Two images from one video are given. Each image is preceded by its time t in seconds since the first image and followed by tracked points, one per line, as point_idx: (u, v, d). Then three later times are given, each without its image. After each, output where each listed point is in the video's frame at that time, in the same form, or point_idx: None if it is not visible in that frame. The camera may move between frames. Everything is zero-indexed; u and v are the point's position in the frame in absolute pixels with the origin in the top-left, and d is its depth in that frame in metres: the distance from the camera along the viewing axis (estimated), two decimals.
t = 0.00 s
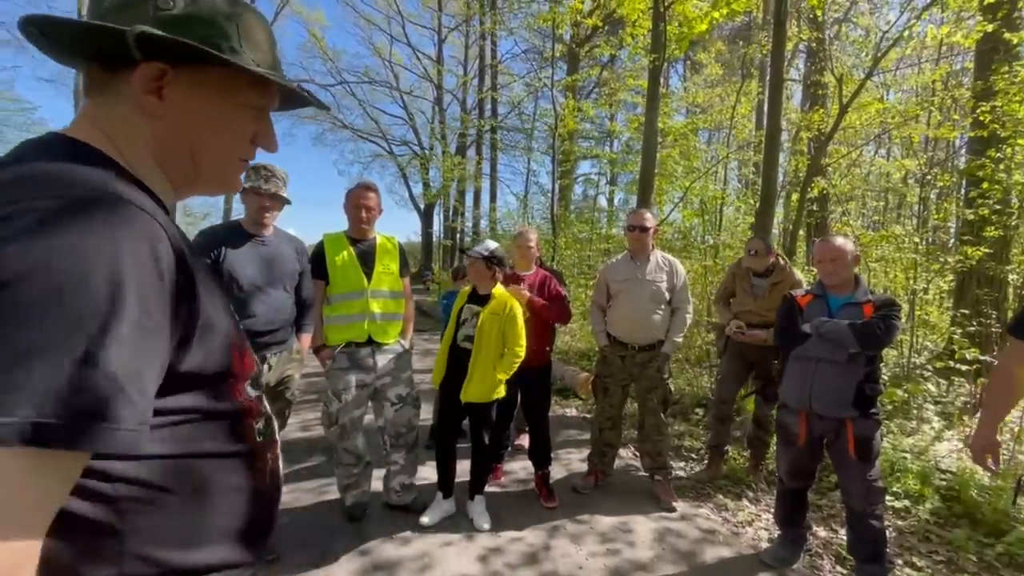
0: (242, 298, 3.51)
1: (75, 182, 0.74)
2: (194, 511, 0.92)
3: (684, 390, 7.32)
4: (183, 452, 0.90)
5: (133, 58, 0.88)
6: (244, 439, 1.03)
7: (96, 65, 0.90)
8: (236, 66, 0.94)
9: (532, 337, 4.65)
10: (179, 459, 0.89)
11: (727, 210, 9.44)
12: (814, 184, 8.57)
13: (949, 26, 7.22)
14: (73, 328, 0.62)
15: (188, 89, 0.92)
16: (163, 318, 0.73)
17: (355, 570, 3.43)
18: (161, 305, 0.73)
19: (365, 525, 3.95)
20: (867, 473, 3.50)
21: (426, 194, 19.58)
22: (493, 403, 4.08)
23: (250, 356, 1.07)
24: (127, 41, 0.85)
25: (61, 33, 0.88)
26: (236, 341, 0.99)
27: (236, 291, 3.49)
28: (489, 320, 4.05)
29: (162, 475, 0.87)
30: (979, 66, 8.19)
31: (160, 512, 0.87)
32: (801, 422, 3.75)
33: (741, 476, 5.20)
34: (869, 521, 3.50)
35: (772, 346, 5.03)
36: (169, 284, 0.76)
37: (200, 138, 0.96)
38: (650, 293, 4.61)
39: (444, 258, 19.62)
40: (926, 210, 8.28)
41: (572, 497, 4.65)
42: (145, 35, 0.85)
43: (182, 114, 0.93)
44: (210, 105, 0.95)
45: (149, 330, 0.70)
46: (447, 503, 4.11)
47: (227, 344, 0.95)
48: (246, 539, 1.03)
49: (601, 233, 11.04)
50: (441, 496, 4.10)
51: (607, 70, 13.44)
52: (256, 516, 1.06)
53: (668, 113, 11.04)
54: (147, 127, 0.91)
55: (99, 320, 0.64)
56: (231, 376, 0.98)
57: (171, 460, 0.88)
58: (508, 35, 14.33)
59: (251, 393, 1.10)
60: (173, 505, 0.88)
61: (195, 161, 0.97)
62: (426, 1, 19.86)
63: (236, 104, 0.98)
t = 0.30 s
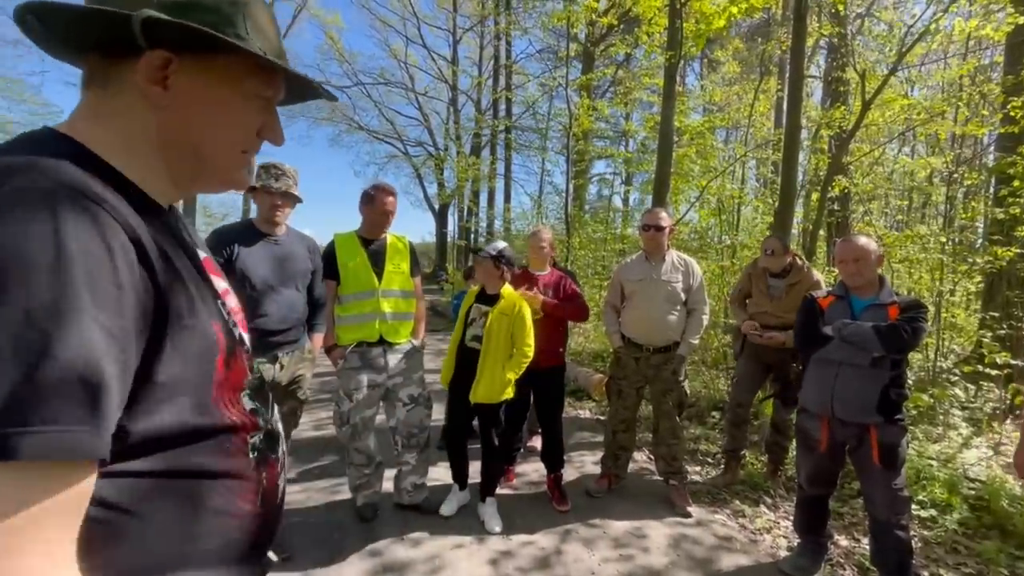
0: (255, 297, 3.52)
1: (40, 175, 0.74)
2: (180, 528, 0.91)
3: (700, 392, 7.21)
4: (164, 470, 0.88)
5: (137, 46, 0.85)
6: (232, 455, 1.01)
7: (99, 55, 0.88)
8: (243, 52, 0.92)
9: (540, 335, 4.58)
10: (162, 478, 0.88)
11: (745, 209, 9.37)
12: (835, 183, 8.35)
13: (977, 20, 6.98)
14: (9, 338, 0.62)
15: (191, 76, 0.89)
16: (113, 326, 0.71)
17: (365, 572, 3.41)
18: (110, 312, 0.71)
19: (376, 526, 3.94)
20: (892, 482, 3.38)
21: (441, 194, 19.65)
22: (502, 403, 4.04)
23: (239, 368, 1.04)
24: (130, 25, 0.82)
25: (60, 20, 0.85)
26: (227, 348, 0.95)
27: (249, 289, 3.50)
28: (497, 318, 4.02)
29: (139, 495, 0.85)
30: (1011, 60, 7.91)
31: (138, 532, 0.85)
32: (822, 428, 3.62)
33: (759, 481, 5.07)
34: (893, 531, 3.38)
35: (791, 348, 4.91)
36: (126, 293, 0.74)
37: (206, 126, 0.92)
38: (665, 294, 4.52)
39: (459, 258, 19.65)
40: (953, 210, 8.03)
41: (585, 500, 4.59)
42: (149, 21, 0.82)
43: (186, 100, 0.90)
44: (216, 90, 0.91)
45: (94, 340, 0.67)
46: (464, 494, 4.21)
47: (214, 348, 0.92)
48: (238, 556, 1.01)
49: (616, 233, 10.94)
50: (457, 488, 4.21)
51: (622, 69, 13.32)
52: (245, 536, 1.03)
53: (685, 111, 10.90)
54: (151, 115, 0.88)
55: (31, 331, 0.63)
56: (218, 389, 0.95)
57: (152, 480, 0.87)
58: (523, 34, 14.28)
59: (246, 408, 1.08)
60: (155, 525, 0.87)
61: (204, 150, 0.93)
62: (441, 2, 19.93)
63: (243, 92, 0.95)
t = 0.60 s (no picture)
0: (274, 297, 3.53)
1: (70, 160, 0.71)
2: (199, 532, 0.86)
3: (725, 397, 7.05)
4: (180, 471, 0.82)
5: (170, 38, 0.83)
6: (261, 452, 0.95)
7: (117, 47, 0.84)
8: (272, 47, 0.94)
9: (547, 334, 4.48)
10: (175, 478, 0.81)
11: (771, 208, 9.13)
12: (867, 181, 8.06)
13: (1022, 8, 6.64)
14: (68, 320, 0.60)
15: (222, 69, 0.89)
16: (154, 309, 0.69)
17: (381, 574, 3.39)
18: (151, 295, 0.69)
19: (393, 527, 3.91)
20: (932, 495, 3.21)
21: (461, 195, 19.74)
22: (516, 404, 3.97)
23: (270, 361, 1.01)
24: (169, 19, 0.81)
25: (76, 15, 0.82)
26: (254, 336, 0.92)
27: (268, 289, 3.51)
28: (505, 317, 3.97)
29: (155, 496, 0.80)
30: None
31: (164, 532, 0.82)
32: (855, 437, 3.46)
33: (787, 490, 4.90)
34: (933, 548, 3.20)
35: (821, 352, 4.73)
36: (166, 274, 0.73)
37: (238, 120, 0.92)
38: (690, 295, 4.40)
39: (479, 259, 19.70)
40: (995, 209, 7.65)
41: (605, 506, 4.49)
42: (192, 14, 0.82)
43: (217, 94, 0.88)
44: (248, 83, 0.92)
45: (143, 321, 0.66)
46: (483, 499, 4.16)
47: (243, 338, 0.89)
48: (263, 560, 0.96)
49: (637, 233, 10.80)
50: (478, 491, 4.16)
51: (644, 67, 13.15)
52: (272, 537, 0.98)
53: (709, 109, 10.69)
54: (180, 109, 0.86)
55: (84, 312, 0.61)
56: (254, 382, 0.92)
57: (165, 480, 0.81)
58: (544, 34, 14.21)
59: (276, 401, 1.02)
60: (172, 527, 0.82)
61: (231, 145, 0.92)
62: (462, 4, 20.02)
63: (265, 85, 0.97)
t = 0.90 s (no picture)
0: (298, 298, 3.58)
1: (178, 175, 0.87)
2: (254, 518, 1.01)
3: (756, 402, 6.87)
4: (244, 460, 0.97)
5: (248, 65, 1.00)
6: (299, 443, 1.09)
7: (198, 71, 0.99)
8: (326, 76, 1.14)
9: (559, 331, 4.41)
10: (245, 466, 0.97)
11: (806, 208, 8.82)
12: (908, 179, 7.68)
13: None
14: (193, 312, 0.77)
15: (288, 91, 1.07)
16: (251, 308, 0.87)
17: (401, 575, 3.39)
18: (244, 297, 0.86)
19: (414, 529, 3.91)
20: (982, 513, 3.04)
21: (487, 196, 19.78)
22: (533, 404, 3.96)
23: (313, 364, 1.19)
24: (257, 48, 0.99)
25: (164, 46, 0.97)
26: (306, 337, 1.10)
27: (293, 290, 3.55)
28: (519, 318, 3.95)
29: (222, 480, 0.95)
30: None
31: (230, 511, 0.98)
32: (896, 450, 3.26)
33: (821, 501, 4.70)
34: (983, 570, 3.02)
35: (857, 358, 4.53)
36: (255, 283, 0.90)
37: (299, 133, 1.10)
38: (718, 298, 4.26)
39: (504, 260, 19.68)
40: None
41: (629, 513, 4.39)
42: (275, 45, 1.01)
43: (283, 111, 1.06)
44: (305, 103, 1.11)
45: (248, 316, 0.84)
46: (504, 502, 4.13)
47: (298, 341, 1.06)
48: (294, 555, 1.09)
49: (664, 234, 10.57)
50: (499, 495, 4.13)
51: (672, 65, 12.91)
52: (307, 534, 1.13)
53: (740, 106, 10.40)
54: (252, 125, 1.03)
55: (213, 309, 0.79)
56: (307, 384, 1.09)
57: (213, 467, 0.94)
58: (570, 34, 14.13)
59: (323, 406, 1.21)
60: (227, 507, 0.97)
61: (291, 155, 1.10)
62: (488, 6, 20.11)
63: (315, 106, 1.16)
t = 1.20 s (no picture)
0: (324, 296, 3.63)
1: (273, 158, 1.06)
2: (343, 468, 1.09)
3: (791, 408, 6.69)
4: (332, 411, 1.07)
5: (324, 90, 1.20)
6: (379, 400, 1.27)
7: (285, 91, 1.19)
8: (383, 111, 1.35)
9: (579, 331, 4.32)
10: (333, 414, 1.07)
11: (846, 205, 8.45)
12: (958, 173, 7.25)
13: None
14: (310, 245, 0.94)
15: (354, 118, 1.27)
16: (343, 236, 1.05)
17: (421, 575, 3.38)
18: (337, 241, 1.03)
19: (435, 529, 3.90)
20: None
21: (515, 197, 19.78)
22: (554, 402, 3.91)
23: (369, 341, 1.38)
24: (333, 77, 1.20)
25: (259, 68, 1.18)
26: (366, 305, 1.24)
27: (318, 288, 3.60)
28: (539, 315, 3.93)
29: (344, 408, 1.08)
30: None
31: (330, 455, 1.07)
32: (944, 460, 3.06)
33: (861, 513, 4.47)
34: None
35: (901, 362, 4.28)
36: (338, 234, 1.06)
37: (357, 155, 1.29)
38: (750, 298, 4.09)
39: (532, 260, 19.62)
40: None
41: (655, 520, 4.26)
42: (349, 78, 1.22)
43: (348, 132, 1.25)
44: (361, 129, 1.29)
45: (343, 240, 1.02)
46: (527, 504, 4.07)
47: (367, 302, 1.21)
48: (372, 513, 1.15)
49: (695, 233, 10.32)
50: (521, 497, 4.07)
51: (703, 61, 12.61)
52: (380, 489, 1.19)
53: (775, 101, 10.05)
54: (318, 138, 1.20)
55: (315, 228, 0.96)
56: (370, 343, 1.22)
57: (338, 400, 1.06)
58: (599, 32, 14.01)
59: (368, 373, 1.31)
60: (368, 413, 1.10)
61: (349, 170, 1.27)
62: (517, 7, 20.15)
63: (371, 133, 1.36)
